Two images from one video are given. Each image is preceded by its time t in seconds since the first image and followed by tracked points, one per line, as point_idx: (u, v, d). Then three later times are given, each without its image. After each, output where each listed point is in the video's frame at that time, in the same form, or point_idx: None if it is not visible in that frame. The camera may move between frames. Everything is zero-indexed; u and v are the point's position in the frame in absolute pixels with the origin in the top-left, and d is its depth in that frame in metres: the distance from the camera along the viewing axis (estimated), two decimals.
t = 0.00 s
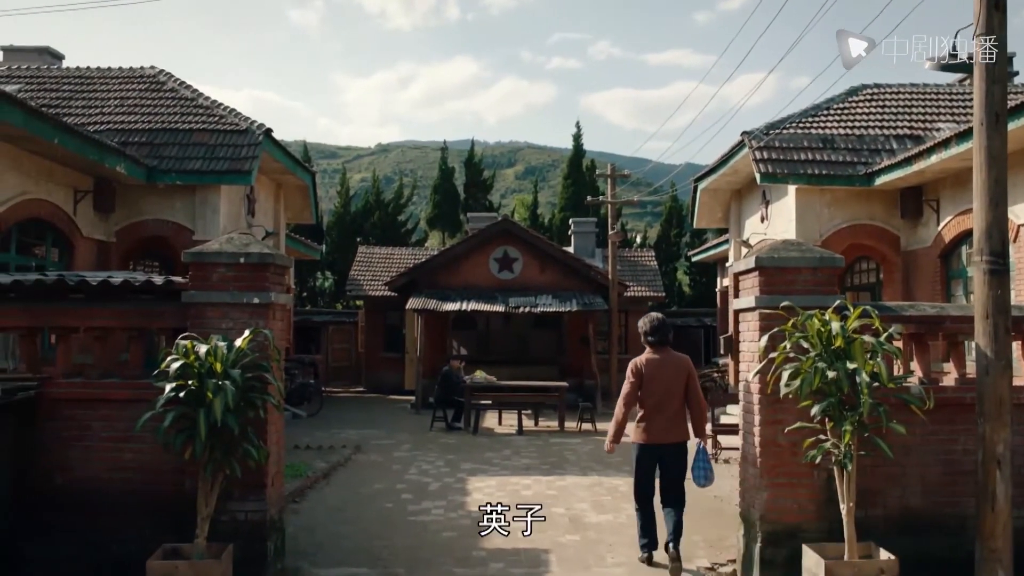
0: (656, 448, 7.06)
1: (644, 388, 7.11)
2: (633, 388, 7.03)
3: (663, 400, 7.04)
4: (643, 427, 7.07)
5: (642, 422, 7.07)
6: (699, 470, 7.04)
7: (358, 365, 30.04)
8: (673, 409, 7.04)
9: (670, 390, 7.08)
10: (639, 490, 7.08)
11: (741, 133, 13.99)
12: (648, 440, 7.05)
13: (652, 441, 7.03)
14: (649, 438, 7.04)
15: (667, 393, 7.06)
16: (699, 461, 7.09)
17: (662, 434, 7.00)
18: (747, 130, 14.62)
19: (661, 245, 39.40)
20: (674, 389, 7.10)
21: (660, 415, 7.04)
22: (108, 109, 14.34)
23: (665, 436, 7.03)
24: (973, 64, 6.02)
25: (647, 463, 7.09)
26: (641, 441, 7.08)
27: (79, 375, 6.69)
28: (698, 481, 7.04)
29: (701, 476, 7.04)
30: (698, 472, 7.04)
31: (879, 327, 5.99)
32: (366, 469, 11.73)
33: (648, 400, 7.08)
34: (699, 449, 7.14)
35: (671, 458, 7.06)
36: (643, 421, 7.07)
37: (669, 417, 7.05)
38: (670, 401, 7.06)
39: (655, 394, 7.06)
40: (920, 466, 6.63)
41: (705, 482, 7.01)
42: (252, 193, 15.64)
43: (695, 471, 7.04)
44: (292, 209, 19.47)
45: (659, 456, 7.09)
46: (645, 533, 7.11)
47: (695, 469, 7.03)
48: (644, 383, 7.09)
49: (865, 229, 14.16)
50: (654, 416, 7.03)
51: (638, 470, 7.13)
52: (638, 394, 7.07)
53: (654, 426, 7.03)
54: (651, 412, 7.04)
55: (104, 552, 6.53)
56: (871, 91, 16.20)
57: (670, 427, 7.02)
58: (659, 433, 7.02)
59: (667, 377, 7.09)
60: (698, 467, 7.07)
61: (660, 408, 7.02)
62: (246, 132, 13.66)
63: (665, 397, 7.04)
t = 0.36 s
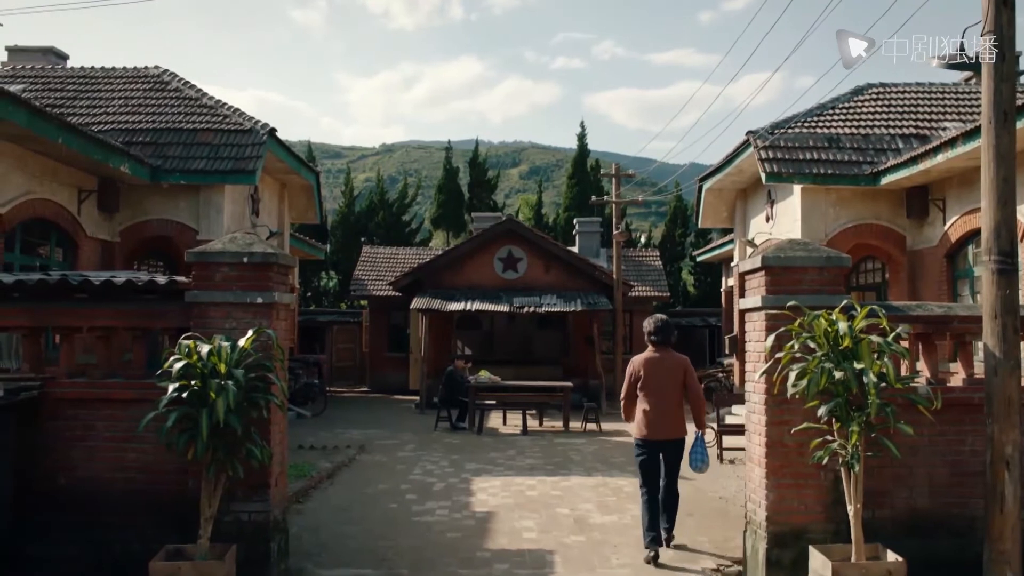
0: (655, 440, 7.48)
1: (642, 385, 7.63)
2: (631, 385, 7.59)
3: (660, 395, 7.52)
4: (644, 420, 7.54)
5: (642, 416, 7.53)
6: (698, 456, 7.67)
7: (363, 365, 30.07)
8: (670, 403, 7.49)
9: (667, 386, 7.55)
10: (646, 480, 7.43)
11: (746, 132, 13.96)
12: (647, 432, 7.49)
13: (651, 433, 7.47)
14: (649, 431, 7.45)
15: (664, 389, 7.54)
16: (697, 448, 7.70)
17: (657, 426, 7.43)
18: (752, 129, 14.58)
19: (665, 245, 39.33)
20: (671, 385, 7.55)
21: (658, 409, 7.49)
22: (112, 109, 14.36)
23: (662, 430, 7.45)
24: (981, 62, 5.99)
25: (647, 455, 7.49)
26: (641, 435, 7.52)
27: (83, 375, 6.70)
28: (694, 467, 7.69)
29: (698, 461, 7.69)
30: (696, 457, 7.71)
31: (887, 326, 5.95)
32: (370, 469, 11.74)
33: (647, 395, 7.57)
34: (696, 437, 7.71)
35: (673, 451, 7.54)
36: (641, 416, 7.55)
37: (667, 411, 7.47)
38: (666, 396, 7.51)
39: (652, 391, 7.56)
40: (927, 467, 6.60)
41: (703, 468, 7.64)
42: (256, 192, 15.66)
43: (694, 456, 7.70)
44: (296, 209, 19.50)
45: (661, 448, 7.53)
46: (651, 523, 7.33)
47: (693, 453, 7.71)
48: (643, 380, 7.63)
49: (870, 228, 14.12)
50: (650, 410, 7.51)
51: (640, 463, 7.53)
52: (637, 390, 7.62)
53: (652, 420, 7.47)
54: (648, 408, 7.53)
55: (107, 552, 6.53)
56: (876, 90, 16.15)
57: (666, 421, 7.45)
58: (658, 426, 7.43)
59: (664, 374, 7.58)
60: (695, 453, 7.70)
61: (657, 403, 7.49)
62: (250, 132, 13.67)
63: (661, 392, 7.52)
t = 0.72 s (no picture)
0: (660, 435, 7.92)
1: (649, 381, 8.02)
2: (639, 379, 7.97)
3: (665, 392, 7.95)
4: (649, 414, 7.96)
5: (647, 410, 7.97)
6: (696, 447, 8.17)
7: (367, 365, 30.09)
8: (674, 400, 7.93)
9: (672, 383, 7.97)
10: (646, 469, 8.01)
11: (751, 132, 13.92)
12: (650, 426, 7.94)
13: (656, 426, 7.92)
14: (653, 423, 7.90)
15: (669, 385, 7.96)
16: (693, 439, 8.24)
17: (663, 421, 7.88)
18: (758, 129, 14.55)
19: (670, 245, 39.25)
20: (675, 382, 7.98)
21: (662, 404, 7.94)
22: (117, 109, 14.38)
23: (665, 424, 7.91)
24: (991, 59, 5.94)
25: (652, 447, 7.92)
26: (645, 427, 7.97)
27: (86, 375, 6.70)
28: (693, 460, 8.13)
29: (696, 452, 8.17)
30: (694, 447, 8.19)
31: (895, 326, 5.91)
32: (375, 469, 11.74)
33: (653, 391, 7.98)
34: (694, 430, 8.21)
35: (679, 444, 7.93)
36: (647, 411, 7.98)
37: (671, 407, 7.92)
38: (671, 392, 7.95)
39: (658, 387, 7.97)
40: (935, 468, 6.57)
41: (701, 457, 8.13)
42: (260, 192, 15.67)
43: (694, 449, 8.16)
44: (300, 209, 19.51)
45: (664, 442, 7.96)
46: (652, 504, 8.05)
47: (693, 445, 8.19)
48: (649, 375, 8.01)
49: (876, 228, 14.07)
50: (656, 405, 7.94)
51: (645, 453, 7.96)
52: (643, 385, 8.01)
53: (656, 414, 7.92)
54: (654, 402, 7.95)
55: (111, 553, 6.53)
56: (883, 89, 16.09)
57: (670, 416, 7.91)
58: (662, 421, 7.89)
59: (670, 371, 7.97)
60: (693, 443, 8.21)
61: (662, 399, 7.92)
62: (255, 132, 13.68)
63: (666, 388, 7.95)
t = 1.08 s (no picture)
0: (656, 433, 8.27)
1: (645, 382, 8.36)
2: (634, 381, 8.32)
3: (660, 392, 8.30)
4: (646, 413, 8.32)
5: (643, 411, 8.33)
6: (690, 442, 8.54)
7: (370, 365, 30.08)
8: (669, 399, 8.27)
9: (666, 383, 8.31)
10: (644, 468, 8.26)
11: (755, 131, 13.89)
12: (647, 425, 8.28)
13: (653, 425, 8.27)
14: (650, 423, 8.26)
15: (663, 386, 8.30)
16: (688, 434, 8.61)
17: (659, 420, 8.24)
18: (761, 128, 14.51)
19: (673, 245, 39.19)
20: (669, 382, 8.31)
21: (657, 404, 8.29)
22: (119, 108, 14.40)
23: (661, 423, 8.27)
24: (998, 57, 5.90)
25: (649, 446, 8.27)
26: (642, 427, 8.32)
27: (87, 376, 6.69)
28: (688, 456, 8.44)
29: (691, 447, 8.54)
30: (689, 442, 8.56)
31: (901, 327, 5.88)
32: (377, 470, 11.72)
33: (649, 392, 8.33)
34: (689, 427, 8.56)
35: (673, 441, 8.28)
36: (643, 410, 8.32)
37: (666, 407, 8.27)
38: (666, 392, 8.29)
39: (653, 387, 8.31)
40: (942, 470, 6.53)
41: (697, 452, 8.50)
42: (263, 193, 15.67)
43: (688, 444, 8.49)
44: (302, 209, 19.51)
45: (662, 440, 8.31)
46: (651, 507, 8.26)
47: (688, 440, 8.57)
48: (644, 376, 8.36)
49: (880, 228, 14.03)
50: (652, 405, 8.29)
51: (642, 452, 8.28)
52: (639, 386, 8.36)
53: (652, 414, 8.28)
54: (650, 403, 8.30)
55: (112, 554, 6.52)
56: (886, 89, 16.05)
57: (666, 415, 8.27)
58: (658, 421, 8.26)
59: (664, 372, 8.31)
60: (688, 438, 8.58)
61: (658, 399, 8.27)
62: (257, 131, 13.66)
63: (661, 388, 8.29)
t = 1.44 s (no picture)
0: (651, 429, 8.47)
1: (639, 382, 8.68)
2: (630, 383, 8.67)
3: (652, 389, 8.55)
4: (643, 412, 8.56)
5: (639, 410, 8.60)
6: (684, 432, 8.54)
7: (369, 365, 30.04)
8: (661, 396, 8.50)
9: (659, 382, 8.56)
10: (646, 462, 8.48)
11: (755, 131, 13.88)
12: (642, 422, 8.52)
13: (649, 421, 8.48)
14: (644, 421, 8.50)
15: (656, 384, 8.56)
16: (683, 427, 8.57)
17: (652, 415, 8.47)
18: (762, 128, 14.50)
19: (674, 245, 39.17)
20: (661, 380, 8.56)
21: (650, 401, 8.52)
22: (118, 108, 14.37)
23: (655, 418, 8.46)
24: (1002, 55, 5.89)
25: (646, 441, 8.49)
26: (638, 426, 8.57)
27: (85, 376, 6.66)
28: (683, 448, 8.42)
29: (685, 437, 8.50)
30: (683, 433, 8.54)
31: (904, 327, 5.86)
32: (376, 471, 11.69)
33: (643, 391, 8.61)
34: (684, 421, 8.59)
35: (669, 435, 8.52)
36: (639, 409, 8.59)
37: (659, 405, 8.50)
38: (658, 390, 8.54)
39: (645, 386, 8.60)
40: (945, 471, 6.52)
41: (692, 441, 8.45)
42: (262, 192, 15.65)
43: (683, 436, 8.51)
44: (302, 208, 19.51)
45: (658, 437, 8.50)
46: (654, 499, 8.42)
47: (682, 433, 8.54)
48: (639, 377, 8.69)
49: (881, 227, 14.01)
50: (646, 403, 8.55)
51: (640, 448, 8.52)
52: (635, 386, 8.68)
53: (645, 413, 8.53)
54: (643, 401, 8.57)
55: (110, 555, 6.50)
56: (887, 88, 16.04)
57: (658, 411, 8.47)
58: (651, 417, 8.47)
59: (655, 372, 8.58)
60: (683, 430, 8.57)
61: (651, 396, 8.53)
62: (257, 131, 13.65)
63: (653, 386, 8.55)
